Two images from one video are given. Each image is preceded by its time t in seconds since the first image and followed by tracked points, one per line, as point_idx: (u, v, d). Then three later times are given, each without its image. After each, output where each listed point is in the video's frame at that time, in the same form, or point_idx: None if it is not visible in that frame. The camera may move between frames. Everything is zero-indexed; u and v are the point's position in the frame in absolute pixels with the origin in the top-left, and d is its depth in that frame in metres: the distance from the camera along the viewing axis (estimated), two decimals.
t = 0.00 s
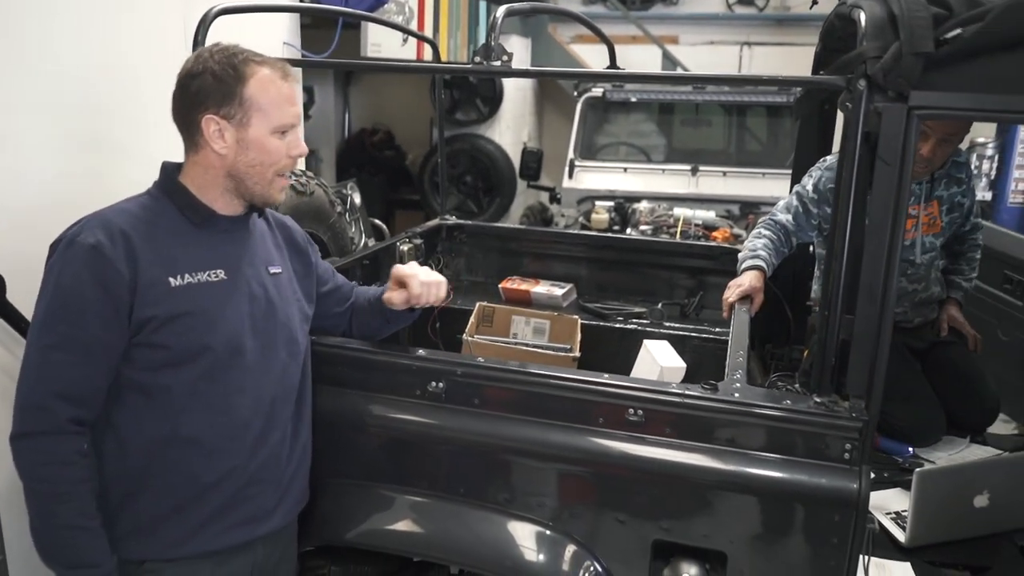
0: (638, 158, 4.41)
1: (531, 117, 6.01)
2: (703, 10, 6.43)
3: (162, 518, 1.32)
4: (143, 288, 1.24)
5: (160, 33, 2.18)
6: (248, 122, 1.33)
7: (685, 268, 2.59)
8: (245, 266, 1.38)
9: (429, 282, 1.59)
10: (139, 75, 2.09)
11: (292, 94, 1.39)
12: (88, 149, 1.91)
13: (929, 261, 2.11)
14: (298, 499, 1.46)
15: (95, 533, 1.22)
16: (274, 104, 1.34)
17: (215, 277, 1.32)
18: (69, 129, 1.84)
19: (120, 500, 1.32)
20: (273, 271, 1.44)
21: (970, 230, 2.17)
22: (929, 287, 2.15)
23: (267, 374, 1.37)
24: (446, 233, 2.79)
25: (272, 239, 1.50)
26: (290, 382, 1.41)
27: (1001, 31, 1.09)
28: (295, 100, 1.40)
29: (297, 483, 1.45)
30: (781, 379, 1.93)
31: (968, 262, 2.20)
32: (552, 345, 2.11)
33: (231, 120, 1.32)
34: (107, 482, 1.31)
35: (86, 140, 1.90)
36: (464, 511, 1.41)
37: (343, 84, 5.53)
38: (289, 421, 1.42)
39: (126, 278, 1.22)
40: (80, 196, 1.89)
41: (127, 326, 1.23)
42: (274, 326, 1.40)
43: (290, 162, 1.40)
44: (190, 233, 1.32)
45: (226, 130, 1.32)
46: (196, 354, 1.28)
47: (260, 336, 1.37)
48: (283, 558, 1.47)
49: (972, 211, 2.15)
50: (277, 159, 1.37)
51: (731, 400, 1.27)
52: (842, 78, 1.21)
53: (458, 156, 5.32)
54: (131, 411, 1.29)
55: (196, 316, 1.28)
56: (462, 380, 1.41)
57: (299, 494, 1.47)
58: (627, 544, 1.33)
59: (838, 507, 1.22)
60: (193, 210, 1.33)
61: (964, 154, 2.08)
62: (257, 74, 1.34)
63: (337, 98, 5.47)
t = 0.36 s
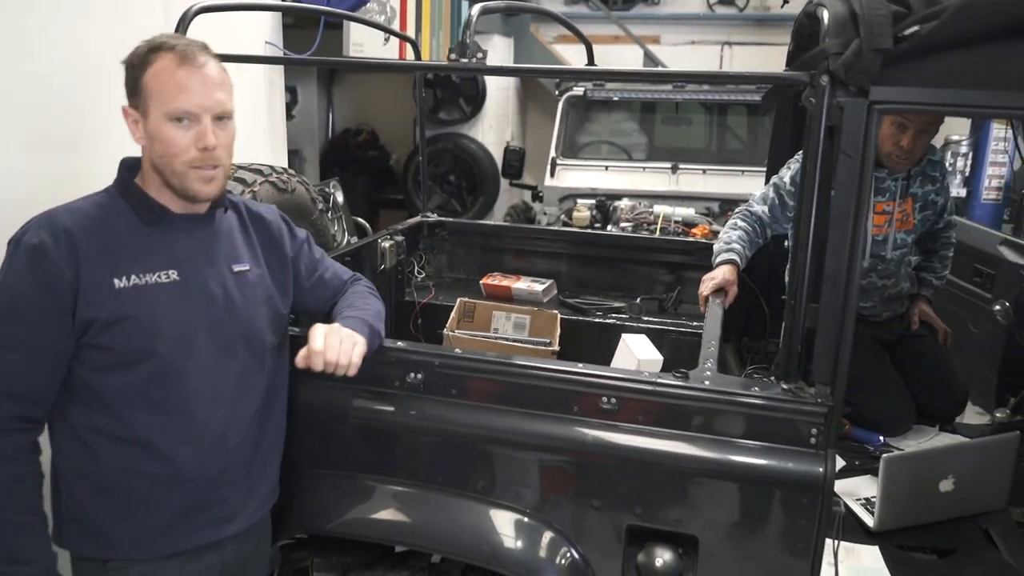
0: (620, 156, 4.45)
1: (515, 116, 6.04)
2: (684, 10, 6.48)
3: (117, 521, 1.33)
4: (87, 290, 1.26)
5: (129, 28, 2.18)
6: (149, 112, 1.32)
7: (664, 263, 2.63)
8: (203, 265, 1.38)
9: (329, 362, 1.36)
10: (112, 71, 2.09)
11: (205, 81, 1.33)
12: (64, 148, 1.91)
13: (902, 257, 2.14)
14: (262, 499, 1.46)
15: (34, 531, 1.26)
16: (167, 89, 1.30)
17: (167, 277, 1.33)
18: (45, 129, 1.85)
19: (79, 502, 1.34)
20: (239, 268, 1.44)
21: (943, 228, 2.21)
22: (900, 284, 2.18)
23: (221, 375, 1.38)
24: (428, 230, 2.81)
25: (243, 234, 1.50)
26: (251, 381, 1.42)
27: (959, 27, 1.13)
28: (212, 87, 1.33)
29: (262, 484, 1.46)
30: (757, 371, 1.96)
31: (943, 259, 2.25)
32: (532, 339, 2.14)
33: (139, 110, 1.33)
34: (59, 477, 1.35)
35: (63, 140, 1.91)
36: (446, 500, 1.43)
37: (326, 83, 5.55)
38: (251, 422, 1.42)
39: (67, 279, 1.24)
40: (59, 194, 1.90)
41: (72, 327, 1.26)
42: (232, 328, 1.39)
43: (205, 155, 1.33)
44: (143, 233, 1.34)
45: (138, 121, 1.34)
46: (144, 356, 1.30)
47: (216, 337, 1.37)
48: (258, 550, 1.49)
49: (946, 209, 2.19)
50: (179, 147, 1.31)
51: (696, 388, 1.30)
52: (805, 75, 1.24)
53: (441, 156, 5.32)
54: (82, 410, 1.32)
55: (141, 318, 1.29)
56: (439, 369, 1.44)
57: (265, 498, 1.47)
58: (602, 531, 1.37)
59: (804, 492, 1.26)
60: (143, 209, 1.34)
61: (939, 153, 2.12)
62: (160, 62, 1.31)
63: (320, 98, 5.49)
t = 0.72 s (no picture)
0: (605, 156, 4.52)
1: (503, 117, 6.10)
2: (670, 12, 6.56)
3: (85, 508, 1.39)
4: (63, 282, 1.32)
5: (122, 29, 2.23)
6: (121, 113, 1.38)
7: (642, 259, 2.69)
8: (178, 264, 1.44)
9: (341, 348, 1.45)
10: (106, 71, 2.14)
11: (174, 81, 1.38)
12: (58, 146, 1.97)
13: (862, 247, 2.21)
14: (224, 497, 1.51)
15: None
16: (138, 91, 1.36)
17: (143, 274, 1.39)
18: (42, 128, 1.91)
19: (50, 487, 1.39)
20: (213, 267, 1.49)
21: (907, 223, 2.34)
22: (862, 277, 2.26)
23: (190, 372, 1.43)
24: (412, 228, 2.87)
25: (220, 233, 1.56)
26: (221, 380, 1.47)
27: (899, 27, 1.19)
28: (180, 88, 1.39)
29: (225, 480, 1.51)
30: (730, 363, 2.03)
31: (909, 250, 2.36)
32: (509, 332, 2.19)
33: (113, 111, 1.39)
34: (28, 460, 1.41)
35: (59, 139, 1.97)
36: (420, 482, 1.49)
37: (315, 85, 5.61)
38: (219, 420, 1.46)
39: (42, 271, 1.30)
40: (54, 190, 1.96)
41: (48, 317, 1.32)
42: (204, 326, 1.45)
43: (174, 153, 1.38)
44: (122, 230, 1.39)
45: (113, 121, 1.40)
46: (116, 350, 1.35)
47: (187, 335, 1.43)
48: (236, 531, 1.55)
49: (909, 205, 2.32)
50: (150, 147, 1.37)
51: (654, 371, 1.37)
52: (757, 74, 1.31)
53: (430, 157, 5.36)
54: (55, 399, 1.37)
55: (113, 313, 1.35)
56: (414, 356, 1.50)
57: (229, 493, 1.53)
58: (569, 510, 1.42)
59: (758, 469, 1.32)
60: (125, 205, 1.40)
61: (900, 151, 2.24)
62: (131, 64, 1.37)
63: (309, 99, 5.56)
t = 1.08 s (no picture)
0: (599, 155, 4.59)
1: (500, 117, 6.17)
2: (667, 13, 6.63)
3: (74, 487, 1.46)
4: (54, 272, 1.39)
5: (121, 30, 2.31)
6: (114, 112, 1.44)
7: (628, 254, 2.76)
8: (165, 254, 1.51)
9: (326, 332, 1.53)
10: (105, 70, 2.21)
11: (166, 82, 1.45)
12: (57, 142, 2.04)
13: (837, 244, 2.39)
14: (207, 480, 1.59)
15: None
16: (131, 91, 1.42)
17: (129, 264, 1.46)
18: (41, 124, 1.98)
19: (40, 468, 1.45)
20: (197, 259, 1.56)
21: (882, 216, 2.50)
22: (837, 271, 2.43)
23: (176, 358, 1.50)
24: (404, 224, 2.95)
25: (202, 226, 1.63)
26: (205, 366, 1.54)
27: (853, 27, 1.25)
28: (172, 88, 1.46)
29: (208, 462, 1.59)
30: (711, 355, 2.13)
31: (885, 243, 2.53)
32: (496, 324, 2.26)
33: (105, 110, 1.45)
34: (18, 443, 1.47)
35: (57, 135, 2.04)
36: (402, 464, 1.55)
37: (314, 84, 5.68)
38: (202, 404, 1.54)
39: (35, 260, 1.36)
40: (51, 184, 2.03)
41: (40, 304, 1.38)
42: (188, 314, 1.52)
43: (168, 151, 1.45)
44: (110, 222, 1.46)
45: (104, 119, 1.46)
46: (105, 336, 1.42)
47: (173, 322, 1.50)
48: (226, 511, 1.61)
49: (884, 199, 2.47)
50: (143, 145, 1.43)
51: (623, 357, 1.43)
52: (720, 73, 1.38)
53: (427, 157, 5.43)
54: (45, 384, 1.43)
55: (103, 301, 1.42)
56: (396, 344, 1.57)
57: (210, 475, 1.60)
58: (544, 492, 1.48)
59: (722, 451, 1.38)
60: (113, 199, 1.46)
61: (871, 149, 2.41)
62: (124, 65, 1.43)
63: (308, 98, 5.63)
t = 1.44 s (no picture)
0: (599, 155, 4.63)
1: (503, 117, 6.21)
2: (670, 14, 6.66)
3: (97, 486, 1.50)
4: (71, 278, 1.43)
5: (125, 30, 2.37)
6: (129, 118, 1.45)
7: (626, 251, 2.80)
8: (176, 252, 1.55)
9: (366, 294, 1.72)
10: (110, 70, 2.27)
11: (180, 87, 1.48)
12: (62, 139, 2.10)
13: (828, 238, 2.48)
14: (221, 469, 1.64)
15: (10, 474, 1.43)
16: (149, 99, 1.45)
17: (142, 264, 1.50)
18: (47, 122, 2.04)
19: (61, 467, 1.50)
20: (207, 253, 1.61)
21: (880, 207, 2.58)
22: (828, 265, 2.52)
23: (191, 353, 1.55)
24: (406, 221, 3.01)
25: (211, 219, 1.68)
26: (218, 358, 1.59)
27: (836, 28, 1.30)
28: (186, 93, 1.49)
29: (225, 451, 1.64)
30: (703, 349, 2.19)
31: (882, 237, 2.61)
32: (495, 317, 2.30)
33: (117, 115, 1.46)
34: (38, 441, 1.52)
35: (62, 132, 2.10)
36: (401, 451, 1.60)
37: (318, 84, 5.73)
38: (216, 395, 1.59)
39: (53, 267, 1.41)
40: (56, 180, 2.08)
41: (57, 310, 1.42)
42: (201, 309, 1.57)
43: (186, 155, 1.50)
44: (123, 224, 1.50)
45: (115, 123, 1.47)
46: (122, 338, 1.47)
47: (187, 319, 1.55)
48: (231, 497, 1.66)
49: (879, 191, 2.56)
50: (164, 151, 1.47)
51: (616, 346, 1.48)
52: (708, 71, 1.43)
53: (430, 156, 5.48)
54: (65, 384, 1.49)
55: (119, 302, 1.46)
56: (397, 334, 1.62)
57: (224, 463, 1.65)
58: (539, 477, 1.52)
59: (710, 437, 1.42)
60: (122, 199, 1.50)
61: (860, 147, 2.50)
62: (138, 72, 1.44)
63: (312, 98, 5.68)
